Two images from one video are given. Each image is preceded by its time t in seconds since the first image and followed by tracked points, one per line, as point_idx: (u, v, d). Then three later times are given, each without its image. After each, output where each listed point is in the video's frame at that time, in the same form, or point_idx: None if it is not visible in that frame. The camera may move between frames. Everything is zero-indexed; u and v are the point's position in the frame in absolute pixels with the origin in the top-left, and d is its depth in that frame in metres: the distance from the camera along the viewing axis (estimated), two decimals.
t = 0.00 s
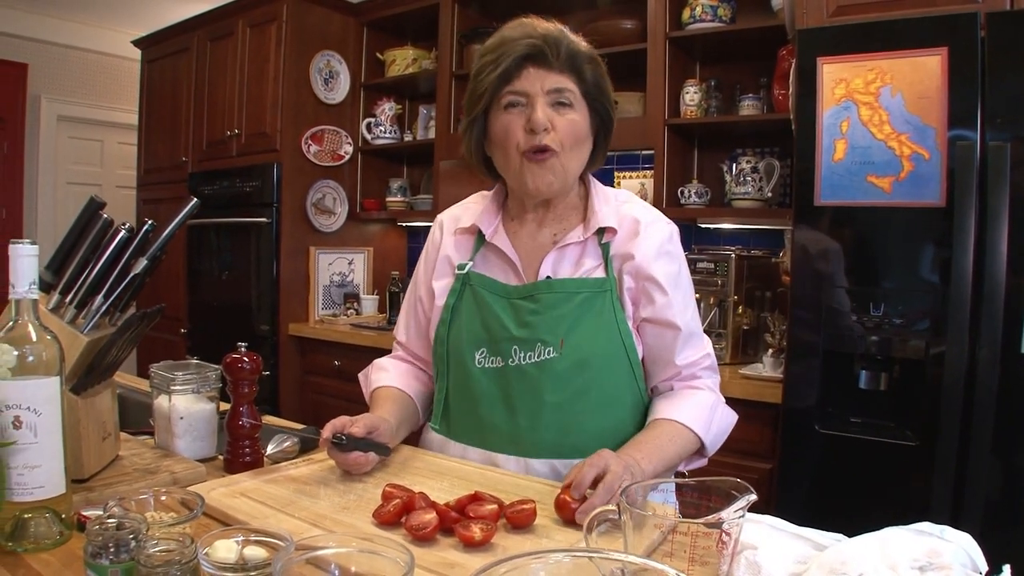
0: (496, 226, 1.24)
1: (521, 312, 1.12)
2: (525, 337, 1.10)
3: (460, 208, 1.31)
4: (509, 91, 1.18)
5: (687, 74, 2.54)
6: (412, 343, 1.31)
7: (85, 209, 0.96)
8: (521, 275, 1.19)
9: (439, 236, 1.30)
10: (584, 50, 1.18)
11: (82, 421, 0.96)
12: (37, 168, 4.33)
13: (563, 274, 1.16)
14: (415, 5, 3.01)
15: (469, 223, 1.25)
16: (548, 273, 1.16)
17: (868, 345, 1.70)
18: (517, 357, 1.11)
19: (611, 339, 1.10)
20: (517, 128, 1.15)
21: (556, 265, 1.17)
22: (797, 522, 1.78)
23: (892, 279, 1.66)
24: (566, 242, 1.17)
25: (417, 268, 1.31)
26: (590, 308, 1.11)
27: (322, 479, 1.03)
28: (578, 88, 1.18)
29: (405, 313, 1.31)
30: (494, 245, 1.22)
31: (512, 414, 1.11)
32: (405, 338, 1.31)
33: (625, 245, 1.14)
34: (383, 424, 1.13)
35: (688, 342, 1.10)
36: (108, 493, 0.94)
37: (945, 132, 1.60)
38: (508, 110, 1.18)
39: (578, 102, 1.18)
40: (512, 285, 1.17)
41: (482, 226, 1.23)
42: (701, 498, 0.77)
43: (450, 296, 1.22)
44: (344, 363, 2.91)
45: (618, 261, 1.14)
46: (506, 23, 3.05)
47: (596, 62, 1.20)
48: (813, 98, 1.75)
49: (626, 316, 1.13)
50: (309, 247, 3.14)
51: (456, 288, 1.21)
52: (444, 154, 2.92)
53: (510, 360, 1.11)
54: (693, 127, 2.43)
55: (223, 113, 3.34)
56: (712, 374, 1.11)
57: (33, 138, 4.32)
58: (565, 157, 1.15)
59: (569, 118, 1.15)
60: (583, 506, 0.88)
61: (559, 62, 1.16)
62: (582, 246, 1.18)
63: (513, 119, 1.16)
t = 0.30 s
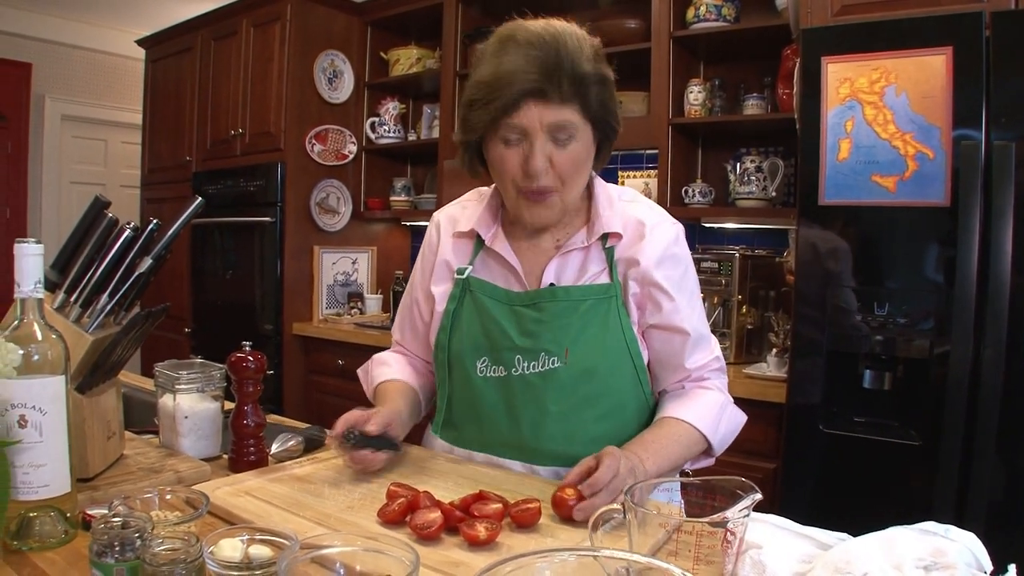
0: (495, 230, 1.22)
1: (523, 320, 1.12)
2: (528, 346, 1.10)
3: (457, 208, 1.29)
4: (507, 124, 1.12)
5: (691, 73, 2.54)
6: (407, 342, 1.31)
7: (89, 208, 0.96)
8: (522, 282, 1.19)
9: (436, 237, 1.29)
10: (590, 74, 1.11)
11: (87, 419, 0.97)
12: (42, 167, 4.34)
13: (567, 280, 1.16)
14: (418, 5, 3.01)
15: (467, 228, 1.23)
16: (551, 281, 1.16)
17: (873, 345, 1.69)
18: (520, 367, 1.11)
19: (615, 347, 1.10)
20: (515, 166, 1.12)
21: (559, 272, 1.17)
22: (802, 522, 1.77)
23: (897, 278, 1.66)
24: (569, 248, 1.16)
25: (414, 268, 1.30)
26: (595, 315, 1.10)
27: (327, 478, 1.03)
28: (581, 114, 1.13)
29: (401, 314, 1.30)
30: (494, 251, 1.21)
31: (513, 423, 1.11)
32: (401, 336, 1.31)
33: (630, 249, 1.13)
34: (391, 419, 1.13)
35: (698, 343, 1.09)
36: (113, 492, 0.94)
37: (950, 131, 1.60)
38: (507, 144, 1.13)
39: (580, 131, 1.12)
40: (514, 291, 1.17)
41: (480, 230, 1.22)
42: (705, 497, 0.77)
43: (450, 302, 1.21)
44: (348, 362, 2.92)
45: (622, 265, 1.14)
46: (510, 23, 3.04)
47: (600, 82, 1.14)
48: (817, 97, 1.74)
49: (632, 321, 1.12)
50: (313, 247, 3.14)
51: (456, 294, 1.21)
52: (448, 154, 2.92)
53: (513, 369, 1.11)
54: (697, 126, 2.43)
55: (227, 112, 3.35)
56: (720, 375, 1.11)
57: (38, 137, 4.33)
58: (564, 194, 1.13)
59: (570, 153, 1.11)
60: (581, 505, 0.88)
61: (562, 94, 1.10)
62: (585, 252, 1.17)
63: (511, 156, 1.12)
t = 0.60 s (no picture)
0: (508, 231, 1.20)
1: (534, 319, 1.11)
2: (539, 344, 1.10)
3: (469, 205, 1.29)
4: (518, 177, 1.03)
5: (693, 71, 2.54)
6: (417, 339, 1.29)
7: (93, 205, 0.96)
8: (534, 280, 1.18)
9: (447, 232, 1.28)
10: (609, 125, 1.00)
11: (90, 416, 0.97)
12: (44, 165, 4.35)
13: (578, 279, 1.16)
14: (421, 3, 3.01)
15: (480, 224, 1.22)
16: (563, 281, 1.16)
17: (875, 343, 1.69)
18: (531, 365, 1.11)
19: (625, 347, 1.10)
20: (526, 209, 1.07)
21: (571, 272, 1.16)
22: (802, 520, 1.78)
23: (899, 277, 1.66)
24: (580, 249, 1.15)
25: (421, 263, 1.29)
26: (605, 315, 1.10)
27: (330, 475, 1.03)
28: (597, 163, 1.03)
29: (410, 310, 1.28)
30: (507, 249, 1.19)
31: (520, 420, 1.13)
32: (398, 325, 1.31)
33: (641, 252, 1.13)
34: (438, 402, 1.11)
35: (702, 348, 1.09)
36: (116, 489, 0.94)
37: (952, 129, 1.59)
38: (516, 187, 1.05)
39: (594, 177, 1.04)
40: (524, 290, 1.16)
41: (494, 230, 1.20)
42: (708, 495, 0.76)
43: (460, 298, 1.21)
44: (350, 360, 2.92)
45: (633, 266, 1.13)
46: (512, 21, 3.04)
47: (619, 128, 1.03)
48: (819, 96, 1.74)
49: (641, 322, 1.13)
50: (315, 245, 3.14)
51: (466, 292, 1.20)
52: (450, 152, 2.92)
53: (523, 367, 1.12)
54: (699, 125, 2.42)
55: (229, 111, 3.35)
56: (723, 380, 1.11)
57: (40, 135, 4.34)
58: (575, 226, 1.11)
59: (583, 198, 1.05)
60: (574, 491, 0.91)
61: (578, 154, 1.00)
62: (596, 252, 1.16)
63: (521, 199, 1.06)
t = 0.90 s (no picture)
0: (518, 229, 1.20)
1: (542, 316, 1.12)
2: (547, 341, 1.10)
3: (481, 202, 1.29)
4: (537, 158, 1.04)
5: (694, 71, 2.53)
6: (423, 335, 1.28)
7: (94, 205, 0.96)
8: (542, 278, 1.18)
9: (457, 228, 1.28)
10: (626, 109, 1.03)
11: (91, 416, 0.97)
12: (45, 164, 4.35)
13: (586, 278, 1.16)
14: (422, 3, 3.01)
15: (490, 222, 1.22)
16: (570, 279, 1.16)
17: (875, 343, 1.69)
18: (538, 361, 1.11)
19: (632, 345, 1.10)
20: (543, 197, 1.07)
21: (579, 272, 1.16)
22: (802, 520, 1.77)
23: (899, 277, 1.65)
24: (589, 248, 1.16)
25: (428, 259, 1.29)
26: (612, 313, 1.10)
27: (330, 474, 1.03)
28: (614, 149, 1.05)
29: (416, 305, 1.28)
30: (517, 248, 1.20)
31: (524, 418, 1.12)
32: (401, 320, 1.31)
33: (649, 253, 1.13)
34: (447, 397, 1.10)
35: (705, 351, 1.10)
36: (117, 489, 0.94)
37: (953, 129, 1.59)
38: (534, 172, 1.06)
39: (611, 164, 1.05)
40: (532, 288, 1.16)
41: (503, 227, 1.20)
42: (708, 494, 0.76)
43: (468, 294, 1.21)
44: (351, 360, 2.92)
45: (640, 267, 1.14)
46: (513, 20, 3.04)
47: (636, 116, 1.05)
48: (819, 96, 1.74)
49: (646, 321, 1.13)
50: (316, 244, 3.14)
51: (474, 289, 1.20)
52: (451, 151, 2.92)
53: (530, 364, 1.12)
54: (699, 124, 2.42)
55: (230, 110, 3.35)
56: (723, 385, 1.11)
57: (41, 134, 4.34)
58: (588, 221, 1.10)
59: (599, 187, 1.05)
60: (576, 489, 0.91)
61: (597, 134, 1.01)
62: (604, 253, 1.16)
63: (538, 186, 1.06)
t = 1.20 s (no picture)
0: (516, 229, 1.21)
1: (540, 316, 1.12)
2: (545, 342, 1.11)
3: (479, 203, 1.29)
4: (537, 151, 1.04)
5: (692, 71, 2.54)
6: (421, 334, 1.28)
7: (91, 206, 0.96)
8: (541, 278, 1.18)
9: (455, 228, 1.28)
10: (625, 101, 1.04)
11: (88, 416, 0.97)
12: (43, 164, 4.35)
13: (584, 278, 1.16)
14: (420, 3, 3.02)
15: (489, 222, 1.22)
16: (569, 279, 1.16)
17: (872, 342, 1.69)
18: (536, 362, 1.12)
19: (630, 345, 1.10)
20: (543, 192, 1.07)
21: (577, 272, 1.16)
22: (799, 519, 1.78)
23: (896, 276, 1.66)
24: (587, 249, 1.16)
25: (426, 258, 1.29)
26: (610, 314, 1.10)
27: (328, 473, 1.04)
28: (614, 142, 1.05)
29: (414, 305, 1.28)
30: (515, 248, 1.20)
31: (522, 418, 1.13)
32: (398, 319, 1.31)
33: (647, 253, 1.13)
34: (447, 397, 1.10)
35: (701, 351, 1.10)
36: (114, 488, 0.94)
37: (949, 129, 1.60)
38: (535, 167, 1.06)
39: (611, 157, 1.06)
40: (530, 289, 1.16)
41: (501, 227, 1.21)
42: (704, 493, 0.76)
43: (466, 294, 1.21)
44: (349, 360, 2.92)
45: (638, 268, 1.14)
46: (511, 20, 3.04)
47: (634, 108, 1.06)
48: (816, 96, 1.74)
49: (644, 322, 1.13)
50: (314, 244, 3.14)
51: (473, 289, 1.20)
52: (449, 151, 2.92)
53: (528, 364, 1.12)
54: (697, 124, 2.43)
55: (228, 110, 3.35)
56: (719, 384, 1.12)
57: (39, 134, 4.34)
58: (588, 218, 1.09)
59: (599, 181, 1.05)
60: (572, 489, 0.92)
61: (597, 125, 1.02)
62: (602, 253, 1.17)
63: (539, 181, 1.06)
